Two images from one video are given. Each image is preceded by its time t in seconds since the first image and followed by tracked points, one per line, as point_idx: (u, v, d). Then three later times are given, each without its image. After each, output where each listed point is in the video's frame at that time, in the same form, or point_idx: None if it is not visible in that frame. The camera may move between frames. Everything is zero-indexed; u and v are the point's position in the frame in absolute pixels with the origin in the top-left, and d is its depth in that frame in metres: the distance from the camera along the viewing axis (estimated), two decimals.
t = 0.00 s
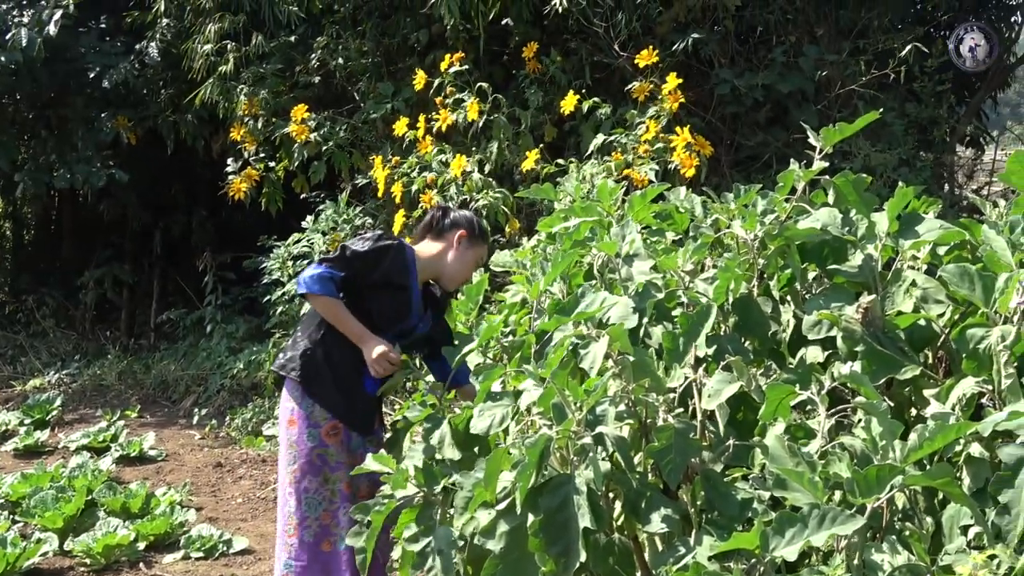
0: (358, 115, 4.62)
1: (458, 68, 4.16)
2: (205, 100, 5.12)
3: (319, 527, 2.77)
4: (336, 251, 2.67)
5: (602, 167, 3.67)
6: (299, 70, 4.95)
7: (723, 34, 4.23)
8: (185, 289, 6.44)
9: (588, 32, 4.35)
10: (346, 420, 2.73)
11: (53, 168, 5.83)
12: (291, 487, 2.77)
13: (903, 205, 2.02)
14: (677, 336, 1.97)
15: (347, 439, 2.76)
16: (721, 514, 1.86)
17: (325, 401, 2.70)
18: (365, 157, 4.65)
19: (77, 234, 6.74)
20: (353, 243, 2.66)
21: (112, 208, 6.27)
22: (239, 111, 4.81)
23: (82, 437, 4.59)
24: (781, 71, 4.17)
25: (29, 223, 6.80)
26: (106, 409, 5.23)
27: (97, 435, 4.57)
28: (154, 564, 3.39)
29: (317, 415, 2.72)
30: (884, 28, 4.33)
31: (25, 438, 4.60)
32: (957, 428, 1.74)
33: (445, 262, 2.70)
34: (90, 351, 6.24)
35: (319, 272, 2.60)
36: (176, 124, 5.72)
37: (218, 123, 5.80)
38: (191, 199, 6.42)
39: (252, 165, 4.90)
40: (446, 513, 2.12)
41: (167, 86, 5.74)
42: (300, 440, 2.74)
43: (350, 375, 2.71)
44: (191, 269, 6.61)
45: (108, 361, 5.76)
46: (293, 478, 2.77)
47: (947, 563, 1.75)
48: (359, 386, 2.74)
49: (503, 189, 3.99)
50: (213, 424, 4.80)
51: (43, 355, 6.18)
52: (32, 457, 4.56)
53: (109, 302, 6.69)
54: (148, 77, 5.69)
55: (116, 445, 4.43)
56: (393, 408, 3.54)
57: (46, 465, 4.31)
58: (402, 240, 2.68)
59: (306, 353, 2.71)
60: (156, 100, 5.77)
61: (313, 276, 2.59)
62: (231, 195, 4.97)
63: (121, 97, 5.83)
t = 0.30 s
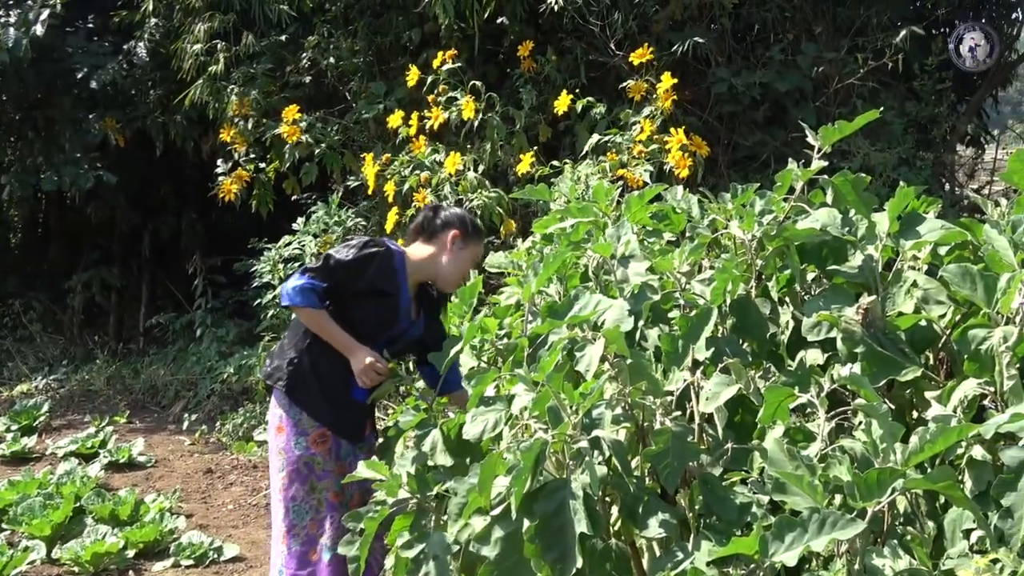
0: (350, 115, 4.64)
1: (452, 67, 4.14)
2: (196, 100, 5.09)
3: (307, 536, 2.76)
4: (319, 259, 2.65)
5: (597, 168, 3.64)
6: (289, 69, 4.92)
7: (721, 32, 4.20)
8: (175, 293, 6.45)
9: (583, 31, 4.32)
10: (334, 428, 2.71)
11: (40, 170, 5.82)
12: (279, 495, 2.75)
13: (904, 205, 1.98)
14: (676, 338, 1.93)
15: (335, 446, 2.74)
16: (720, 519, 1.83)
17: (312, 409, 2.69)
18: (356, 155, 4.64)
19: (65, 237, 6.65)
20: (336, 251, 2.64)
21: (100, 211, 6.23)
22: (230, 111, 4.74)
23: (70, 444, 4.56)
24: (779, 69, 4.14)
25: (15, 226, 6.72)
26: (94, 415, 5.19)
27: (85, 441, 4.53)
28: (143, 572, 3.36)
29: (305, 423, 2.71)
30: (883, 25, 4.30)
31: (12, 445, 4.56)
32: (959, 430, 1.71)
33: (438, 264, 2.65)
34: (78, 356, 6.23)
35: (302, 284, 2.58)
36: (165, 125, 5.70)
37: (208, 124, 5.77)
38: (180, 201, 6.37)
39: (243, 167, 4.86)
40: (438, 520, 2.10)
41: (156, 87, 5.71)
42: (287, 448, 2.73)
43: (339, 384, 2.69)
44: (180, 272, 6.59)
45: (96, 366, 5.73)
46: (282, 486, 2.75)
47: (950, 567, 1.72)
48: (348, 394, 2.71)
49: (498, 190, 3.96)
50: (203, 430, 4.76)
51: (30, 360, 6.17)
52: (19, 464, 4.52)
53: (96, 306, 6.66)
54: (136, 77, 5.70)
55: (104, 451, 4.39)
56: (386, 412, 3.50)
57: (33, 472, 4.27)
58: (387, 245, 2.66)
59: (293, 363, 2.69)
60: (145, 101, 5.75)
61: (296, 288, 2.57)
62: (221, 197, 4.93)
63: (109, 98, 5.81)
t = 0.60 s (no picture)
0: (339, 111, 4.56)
1: (444, 61, 4.06)
2: (180, 96, 5.01)
3: (295, 544, 2.72)
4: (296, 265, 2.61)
5: (593, 165, 3.58)
6: (275, 64, 4.86)
7: (718, 24, 4.14)
8: (159, 294, 6.40)
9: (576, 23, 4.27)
10: (321, 435, 2.66)
11: (18, 168, 5.79)
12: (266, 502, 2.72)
13: (904, 200, 1.93)
14: (670, 338, 1.87)
15: (323, 453, 2.70)
16: (717, 524, 1.78)
17: (299, 416, 2.64)
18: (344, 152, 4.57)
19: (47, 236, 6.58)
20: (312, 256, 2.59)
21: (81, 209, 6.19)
22: (215, 107, 4.67)
23: (52, 449, 4.50)
24: (778, 62, 4.08)
25: None
26: (76, 420, 5.13)
27: (66, 446, 4.47)
28: None
29: (291, 430, 2.66)
30: (883, 16, 4.23)
31: None
32: (963, 432, 1.66)
33: (418, 254, 2.60)
34: (60, 359, 6.18)
35: (281, 293, 2.53)
36: (148, 121, 5.66)
37: (192, 120, 5.72)
38: (163, 199, 6.33)
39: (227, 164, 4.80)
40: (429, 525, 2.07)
41: (138, 82, 5.67)
42: (273, 455, 2.69)
43: (325, 390, 2.64)
44: (163, 272, 6.54)
45: (78, 369, 5.67)
46: (269, 493, 2.72)
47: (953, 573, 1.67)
48: (335, 400, 2.66)
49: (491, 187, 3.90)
50: (188, 435, 4.71)
51: (11, 363, 6.11)
52: None
53: (78, 308, 6.61)
54: (118, 72, 5.62)
55: (87, 457, 4.33)
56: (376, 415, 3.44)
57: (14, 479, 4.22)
58: (365, 243, 2.61)
59: (278, 370, 2.65)
60: (127, 97, 5.68)
61: (275, 298, 2.52)
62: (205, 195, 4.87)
63: (90, 93, 5.72)
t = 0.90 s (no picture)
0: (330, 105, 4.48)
1: (440, 55, 3.98)
2: (167, 89, 4.94)
3: (304, 551, 2.66)
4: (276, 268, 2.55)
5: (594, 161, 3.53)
6: (266, 57, 4.78)
7: (720, 16, 4.05)
8: (146, 293, 6.37)
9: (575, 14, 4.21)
10: (323, 437, 2.61)
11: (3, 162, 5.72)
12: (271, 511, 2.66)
13: (912, 196, 1.88)
14: (674, 338, 1.83)
15: (327, 456, 2.64)
16: (720, 528, 1.73)
17: (297, 420, 2.59)
18: (336, 147, 4.50)
19: (32, 232, 6.49)
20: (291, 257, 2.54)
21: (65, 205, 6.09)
22: (204, 101, 4.62)
23: (37, 452, 4.44)
24: (781, 55, 4.00)
25: None
26: (61, 422, 5.08)
27: (51, 449, 4.41)
28: None
29: (291, 435, 2.61)
30: (889, 8, 4.15)
31: None
32: (972, 433, 1.61)
33: (398, 240, 2.56)
34: (44, 360, 6.15)
35: (265, 299, 2.49)
36: (135, 115, 5.60)
37: (179, 114, 5.66)
38: (151, 195, 6.24)
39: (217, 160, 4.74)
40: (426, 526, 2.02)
41: (124, 75, 5.62)
42: (274, 462, 2.64)
43: (320, 390, 2.60)
44: (150, 271, 6.51)
45: (63, 370, 5.62)
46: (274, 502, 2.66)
47: None
48: (332, 400, 2.62)
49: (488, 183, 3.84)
50: (176, 437, 4.66)
51: None
52: None
53: (64, 307, 6.58)
54: (104, 65, 5.59)
55: (73, 460, 4.27)
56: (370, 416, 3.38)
57: None
58: (343, 236, 2.56)
59: (271, 376, 2.60)
60: (113, 90, 5.63)
61: (259, 305, 2.48)
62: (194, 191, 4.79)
63: (75, 87, 5.66)
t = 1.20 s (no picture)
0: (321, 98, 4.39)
1: (436, 47, 3.91)
2: (155, 82, 4.85)
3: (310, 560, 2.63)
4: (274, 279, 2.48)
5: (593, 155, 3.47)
6: (255, 49, 4.70)
7: (721, 8, 3.97)
8: (133, 291, 6.31)
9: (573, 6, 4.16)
10: (331, 443, 2.58)
11: None
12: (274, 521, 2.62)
13: (919, 194, 1.83)
14: (672, 338, 1.78)
15: (332, 461, 2.62)
16: (721, 533, 1.68)
17: (305, 428, 2.54)
18: (327, 141, 4.38)
19: (14, 228, 6.35)
20: (284, 266, 2.47)
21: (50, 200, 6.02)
22: (192, 94, 4.51)
23: (20, 454, 4.37)
24: (784, 48, 3.92)
25: None
26: (44, 423, 5.02)
27: (35, 451, 4.35)
28: None
29: (297, 442, 2.57)
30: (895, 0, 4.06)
31: None
32: (979, 436, 1.57)
33: (379, 223, 2.54)
34: (27, 359, 6.13)
35: (271, 315, 2.44)
36: (120, 108, 5.53)
37: (167, 107, 5.58)
38: (137, 188, 6.16)
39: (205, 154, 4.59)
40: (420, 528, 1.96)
41: (110, 67, 5.55)
42: (279, 471, 2.59)
43: (326, 395, 2.55)
44: (136, 268, 6.44)
45: (47, 370, 5.56)
46: (276, 511, 2.62)
47: None
48: (340, 405, 2.58)
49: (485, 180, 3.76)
50: (163, 439, 4.60)
51: None
52: None
53: (48, 306, 6.53)
54: (90, 57, 5.50)
55: (57, 461, 4.20)
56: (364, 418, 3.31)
57: None
58: (332, 233, 2.50)
59: (275, 387, 2.54)
60: (99, 83, 5.55)
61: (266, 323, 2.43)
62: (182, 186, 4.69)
63: (60, 79, 5.56)
